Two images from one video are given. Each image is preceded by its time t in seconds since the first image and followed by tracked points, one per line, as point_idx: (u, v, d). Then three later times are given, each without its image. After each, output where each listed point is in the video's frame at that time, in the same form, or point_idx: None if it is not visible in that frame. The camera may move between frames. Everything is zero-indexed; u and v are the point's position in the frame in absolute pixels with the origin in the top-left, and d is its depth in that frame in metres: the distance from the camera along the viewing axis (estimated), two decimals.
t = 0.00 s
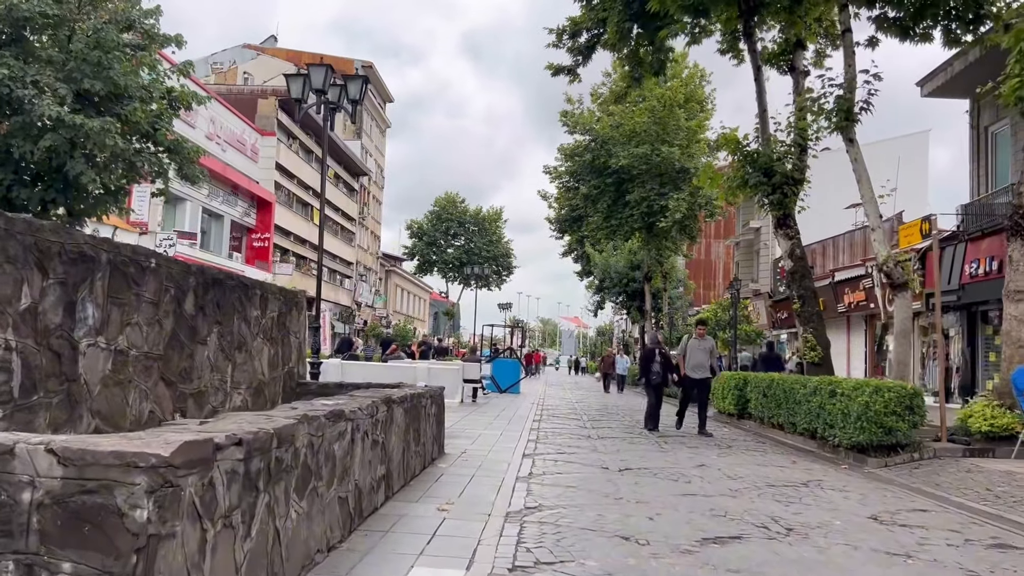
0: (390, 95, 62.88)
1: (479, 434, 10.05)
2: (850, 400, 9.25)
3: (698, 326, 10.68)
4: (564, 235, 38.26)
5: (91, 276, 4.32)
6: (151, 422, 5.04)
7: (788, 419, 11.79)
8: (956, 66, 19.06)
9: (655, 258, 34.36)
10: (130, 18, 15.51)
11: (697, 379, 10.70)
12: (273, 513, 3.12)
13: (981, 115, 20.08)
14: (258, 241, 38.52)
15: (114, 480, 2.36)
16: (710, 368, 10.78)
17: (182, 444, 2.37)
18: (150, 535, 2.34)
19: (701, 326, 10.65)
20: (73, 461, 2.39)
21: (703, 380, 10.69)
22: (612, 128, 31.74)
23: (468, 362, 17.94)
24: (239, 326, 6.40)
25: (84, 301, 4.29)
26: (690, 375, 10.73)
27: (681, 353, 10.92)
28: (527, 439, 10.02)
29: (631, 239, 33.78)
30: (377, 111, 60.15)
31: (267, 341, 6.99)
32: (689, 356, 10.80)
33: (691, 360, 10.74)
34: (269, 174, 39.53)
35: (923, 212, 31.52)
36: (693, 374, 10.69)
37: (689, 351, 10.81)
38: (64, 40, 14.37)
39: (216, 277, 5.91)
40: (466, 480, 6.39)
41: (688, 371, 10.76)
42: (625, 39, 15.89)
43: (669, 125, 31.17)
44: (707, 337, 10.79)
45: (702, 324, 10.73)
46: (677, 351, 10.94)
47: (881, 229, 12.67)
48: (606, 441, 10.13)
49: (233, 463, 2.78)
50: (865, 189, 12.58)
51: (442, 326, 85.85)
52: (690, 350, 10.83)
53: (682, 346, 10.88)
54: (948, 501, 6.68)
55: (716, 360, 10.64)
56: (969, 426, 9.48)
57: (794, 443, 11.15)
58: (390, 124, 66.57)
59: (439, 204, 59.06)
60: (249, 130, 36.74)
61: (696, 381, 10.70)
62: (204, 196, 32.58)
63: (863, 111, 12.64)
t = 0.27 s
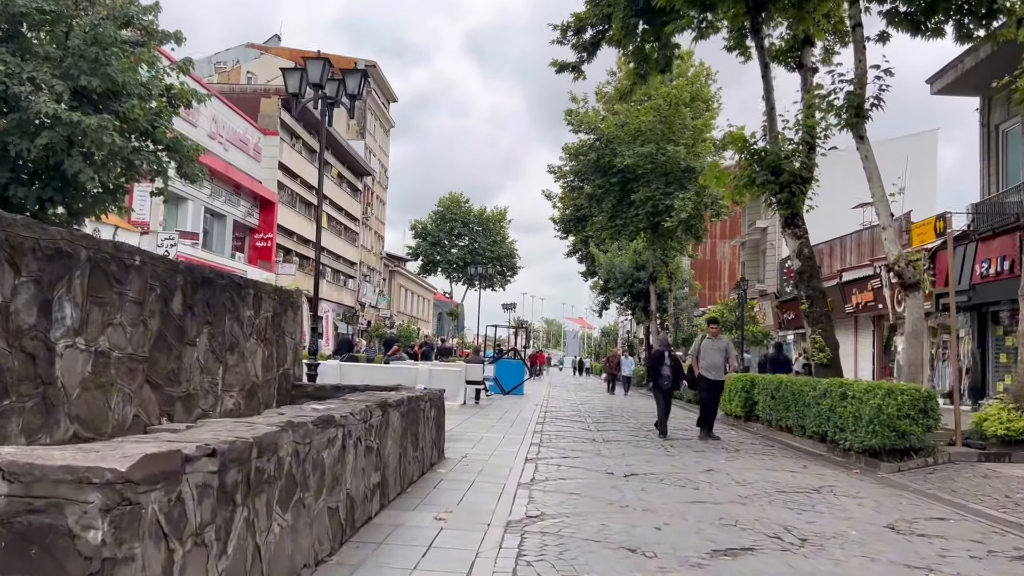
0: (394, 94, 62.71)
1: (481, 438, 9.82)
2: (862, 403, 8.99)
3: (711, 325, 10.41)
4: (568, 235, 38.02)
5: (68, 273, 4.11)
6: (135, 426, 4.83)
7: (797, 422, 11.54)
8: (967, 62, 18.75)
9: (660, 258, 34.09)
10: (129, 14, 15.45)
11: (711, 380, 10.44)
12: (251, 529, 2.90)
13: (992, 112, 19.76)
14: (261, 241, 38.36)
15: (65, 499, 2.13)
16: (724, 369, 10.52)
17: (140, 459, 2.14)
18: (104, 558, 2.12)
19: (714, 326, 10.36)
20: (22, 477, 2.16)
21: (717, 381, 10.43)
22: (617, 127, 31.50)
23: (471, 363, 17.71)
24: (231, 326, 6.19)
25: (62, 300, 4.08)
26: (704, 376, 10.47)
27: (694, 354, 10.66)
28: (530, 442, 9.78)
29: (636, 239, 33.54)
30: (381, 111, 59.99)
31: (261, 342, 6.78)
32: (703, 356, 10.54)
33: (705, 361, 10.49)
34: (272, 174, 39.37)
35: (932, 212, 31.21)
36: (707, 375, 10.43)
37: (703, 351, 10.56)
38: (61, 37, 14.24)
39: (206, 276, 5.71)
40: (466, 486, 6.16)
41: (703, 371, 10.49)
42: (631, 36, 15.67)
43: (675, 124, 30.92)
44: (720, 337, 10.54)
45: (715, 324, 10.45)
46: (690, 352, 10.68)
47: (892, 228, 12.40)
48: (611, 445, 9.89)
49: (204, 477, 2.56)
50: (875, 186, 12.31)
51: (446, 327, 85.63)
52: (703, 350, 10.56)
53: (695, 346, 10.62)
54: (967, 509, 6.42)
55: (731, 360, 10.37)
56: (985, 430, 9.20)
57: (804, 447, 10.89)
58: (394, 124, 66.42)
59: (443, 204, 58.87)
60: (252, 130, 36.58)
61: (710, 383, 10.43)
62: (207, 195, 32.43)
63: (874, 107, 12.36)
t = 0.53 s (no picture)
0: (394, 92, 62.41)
1: (482, 437, 9.54)
2: (875, 400, 8.69)
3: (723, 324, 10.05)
4: (570, 233, 37.72)
5: (39, 260, 3.86)
6: (115, 425, 4.58)
7: (806, 420, 11.27)
8: (974, 56, 18.37)
9: (663, 256, 33.80)
10: (124, 6, 15.17)
11: (723, 381, 10.14)
12: (228, 538, 2.63)
13: (999, 107, 19.38)
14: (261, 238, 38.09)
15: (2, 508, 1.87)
16: (737, 367, 10.21)
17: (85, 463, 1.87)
18: None
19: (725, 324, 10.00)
20: None
21: (730, 381, 10.14)
22: (619, 124, 31.19)
23: (472, 361, 17.45)
24: (220, 320, 5.92)
25: (32, 290, 3.83)
26: (715, 375, 10.18)
27: (706, 352, 10.36)
28: (532, 441, 9.50)
29: (638, 237, 33.25)
30: (382, 108, 59.70)
31: (253, 337, 6.51)
32: (715, 355, 10.23)
33: (717, 359, 10.19)
34: (272, 171, 39.09)
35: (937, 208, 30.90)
36: (719, 375, 10.15)
37: (715, 349, 10.24)
38: (55, 28, 13.95)
39: (193, 267, 5.44)
40: (466, 487, 5.89)
41: (715, 371, 10.22)
42: (635, 28, 15.37)
43: (678, 120, 30.60)
44: (732, 335, 10.21)
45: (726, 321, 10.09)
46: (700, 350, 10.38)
47: (903, 221, 12.08)
48: (616, 443, 9.63)
49: (169, 482, 2.29)
50: (885, 179, 12.00)
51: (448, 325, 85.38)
52: (715, 349, 10.24)
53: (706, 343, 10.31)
54: (990, 511, 6.13)
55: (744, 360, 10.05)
56: (1001, 428, 8.91)
57: (813, 446, 10.61)
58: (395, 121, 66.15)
59: (444, 201, 58.60)
60: (251, 126, 36.31)
61: (722, 383, 10.15)
62: (205, 192, 32.18)
63: (884, 99, 12.03)
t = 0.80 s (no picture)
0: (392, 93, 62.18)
1: (480, 443, 9.29)
2: (884, 405, 8.46)
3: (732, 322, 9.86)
4: (568, 234, 37.49)
5: (7, 262, 3.63)
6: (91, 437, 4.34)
7: (811, 425, 11.03)
8: (978, 54, 18.18)
9: (662, 258, 33.59)
10: (115, 4, 14.91)
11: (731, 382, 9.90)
12: (197, 570, 2.38)
13: (1003, 106, 19.21)
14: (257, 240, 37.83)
15: None
16: (747, 369, 9.98)
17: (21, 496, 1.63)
18: None
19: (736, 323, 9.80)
20: None
21: (739, 383, 9.89)
22: (618, 124, 30.98)
23: (470, 364, 17.22)
24: (206, 325, 5.68)
25: None
26: (723, 377, 9.93)
27: (714, 353, 10.13)
28: (532, 447, 9.26)
29: (637, 238, 33.05)
30: (379, 110, 59.48)
31: (241, 342, 6.27)
32: (723, 356, 9.99)
33: (726, 362, 9.92)
34: (268, 172, 38.83)
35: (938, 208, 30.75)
36: (728, 376, 9.89)
37: (723, 350, 10.00)
38: (44, 26, 13.72)
39: (177, 269, 5.19)
40: (464, 499, 5.64)
41: (723, 373, 9.94)
42: (634, 26, 15.13)
43: (677, 120, 30.43)
44: (741, 335, 10.00)
45: (736, 320, 9.91)
46: (708, 351, 10.14)
47: (909, 221, 11.84)
48: (617, 449, 9.39)
49: (127, 512, 2.04)
50: (890, 178, 11.78)
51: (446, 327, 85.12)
52: (723, 349, 10.01)
53: (714, 344, 10.07)
54: (1008, 521, 5.88)
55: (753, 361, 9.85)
56: (1014, 434, 8.67)
57: (819, 452, 10.37)
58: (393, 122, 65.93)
59: (442, 203, 58.35)
60: (247, 128, 36.06)
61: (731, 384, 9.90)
62: (201, 194, 31.93)
63: (888, 96, 11.82)
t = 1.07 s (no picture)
0: (387, 92, 61.89)
1: (474, 443, 9.01)
2: (891, 403, 8.22)
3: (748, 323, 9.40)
4: (565, 234, 37.24)
5: None
6: (56, 436, 4.08)
7: (813, 424, 10.78)
8: (979, 49, 17.94)
9: (659, 257, 33.33)
10: None
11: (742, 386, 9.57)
12: None
13: (1004, 101, 18.97)
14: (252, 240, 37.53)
15: None
16: (757, 370, 9.68)
17: None
18: None
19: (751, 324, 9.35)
20: None
21: (750, 386, 9.59)
22: (614, 122, 30.72)
23: (466, 363, 16.93)
24: (185, 320, 5.41)
25: None
26: (734, 379, 9.59)
27: (726, 352, 9.74)
28: (528, 447, 8.99)
29: (634, 237, 32.78)
30: (375, 109, 59.18)
31: (223, 338, 6.00)
32: (735, 357, 9.63)
33: (738, 362, 9.61)
34: (262, 171, 38.52)
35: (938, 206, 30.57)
36: (738, 379, 9.59)
37: (736, 350, 9.63)
38: (30, 19, 13.40)
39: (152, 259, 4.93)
40: (456, 502, 5.38)
41: (734, 374, 9.63)
42: (632, 18, 14.82)
43: (674, 118, 30.18)
44: (756, 335, 9.59)
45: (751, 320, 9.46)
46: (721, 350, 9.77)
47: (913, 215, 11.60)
48: (616, 450, 9.11)
49: (55, 520, 1.78)
50: (893, 172, 11.55)
51: (443, 328, 84.79)
52: (736, 348, 9.61)
53: (728, 344, 9.68)
54: None
55: (766, 363, 9.50)
56: None
57: (822, 451, 10.12)
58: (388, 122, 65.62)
59: (438, 203, 58.09)
60: (241, 126, 35.75)
61: (742, 387, 9.60)
62: (195, 193, 31.62)
63: (892, 88, 11.57)
